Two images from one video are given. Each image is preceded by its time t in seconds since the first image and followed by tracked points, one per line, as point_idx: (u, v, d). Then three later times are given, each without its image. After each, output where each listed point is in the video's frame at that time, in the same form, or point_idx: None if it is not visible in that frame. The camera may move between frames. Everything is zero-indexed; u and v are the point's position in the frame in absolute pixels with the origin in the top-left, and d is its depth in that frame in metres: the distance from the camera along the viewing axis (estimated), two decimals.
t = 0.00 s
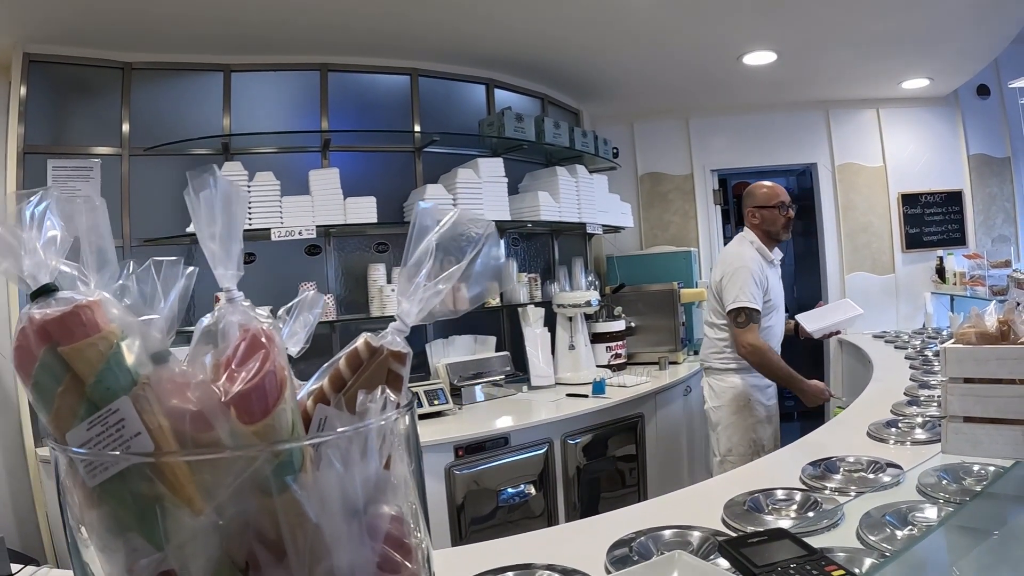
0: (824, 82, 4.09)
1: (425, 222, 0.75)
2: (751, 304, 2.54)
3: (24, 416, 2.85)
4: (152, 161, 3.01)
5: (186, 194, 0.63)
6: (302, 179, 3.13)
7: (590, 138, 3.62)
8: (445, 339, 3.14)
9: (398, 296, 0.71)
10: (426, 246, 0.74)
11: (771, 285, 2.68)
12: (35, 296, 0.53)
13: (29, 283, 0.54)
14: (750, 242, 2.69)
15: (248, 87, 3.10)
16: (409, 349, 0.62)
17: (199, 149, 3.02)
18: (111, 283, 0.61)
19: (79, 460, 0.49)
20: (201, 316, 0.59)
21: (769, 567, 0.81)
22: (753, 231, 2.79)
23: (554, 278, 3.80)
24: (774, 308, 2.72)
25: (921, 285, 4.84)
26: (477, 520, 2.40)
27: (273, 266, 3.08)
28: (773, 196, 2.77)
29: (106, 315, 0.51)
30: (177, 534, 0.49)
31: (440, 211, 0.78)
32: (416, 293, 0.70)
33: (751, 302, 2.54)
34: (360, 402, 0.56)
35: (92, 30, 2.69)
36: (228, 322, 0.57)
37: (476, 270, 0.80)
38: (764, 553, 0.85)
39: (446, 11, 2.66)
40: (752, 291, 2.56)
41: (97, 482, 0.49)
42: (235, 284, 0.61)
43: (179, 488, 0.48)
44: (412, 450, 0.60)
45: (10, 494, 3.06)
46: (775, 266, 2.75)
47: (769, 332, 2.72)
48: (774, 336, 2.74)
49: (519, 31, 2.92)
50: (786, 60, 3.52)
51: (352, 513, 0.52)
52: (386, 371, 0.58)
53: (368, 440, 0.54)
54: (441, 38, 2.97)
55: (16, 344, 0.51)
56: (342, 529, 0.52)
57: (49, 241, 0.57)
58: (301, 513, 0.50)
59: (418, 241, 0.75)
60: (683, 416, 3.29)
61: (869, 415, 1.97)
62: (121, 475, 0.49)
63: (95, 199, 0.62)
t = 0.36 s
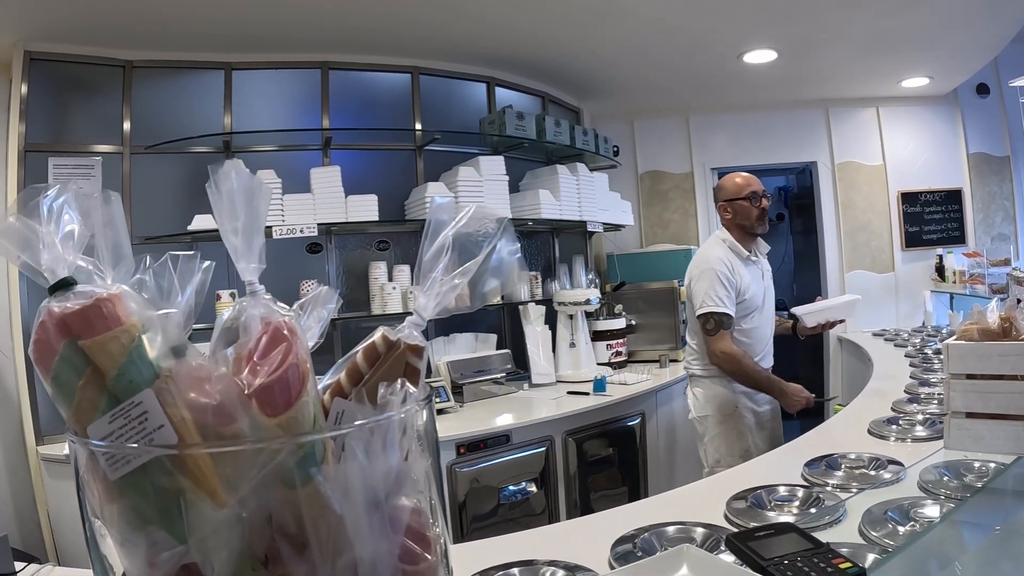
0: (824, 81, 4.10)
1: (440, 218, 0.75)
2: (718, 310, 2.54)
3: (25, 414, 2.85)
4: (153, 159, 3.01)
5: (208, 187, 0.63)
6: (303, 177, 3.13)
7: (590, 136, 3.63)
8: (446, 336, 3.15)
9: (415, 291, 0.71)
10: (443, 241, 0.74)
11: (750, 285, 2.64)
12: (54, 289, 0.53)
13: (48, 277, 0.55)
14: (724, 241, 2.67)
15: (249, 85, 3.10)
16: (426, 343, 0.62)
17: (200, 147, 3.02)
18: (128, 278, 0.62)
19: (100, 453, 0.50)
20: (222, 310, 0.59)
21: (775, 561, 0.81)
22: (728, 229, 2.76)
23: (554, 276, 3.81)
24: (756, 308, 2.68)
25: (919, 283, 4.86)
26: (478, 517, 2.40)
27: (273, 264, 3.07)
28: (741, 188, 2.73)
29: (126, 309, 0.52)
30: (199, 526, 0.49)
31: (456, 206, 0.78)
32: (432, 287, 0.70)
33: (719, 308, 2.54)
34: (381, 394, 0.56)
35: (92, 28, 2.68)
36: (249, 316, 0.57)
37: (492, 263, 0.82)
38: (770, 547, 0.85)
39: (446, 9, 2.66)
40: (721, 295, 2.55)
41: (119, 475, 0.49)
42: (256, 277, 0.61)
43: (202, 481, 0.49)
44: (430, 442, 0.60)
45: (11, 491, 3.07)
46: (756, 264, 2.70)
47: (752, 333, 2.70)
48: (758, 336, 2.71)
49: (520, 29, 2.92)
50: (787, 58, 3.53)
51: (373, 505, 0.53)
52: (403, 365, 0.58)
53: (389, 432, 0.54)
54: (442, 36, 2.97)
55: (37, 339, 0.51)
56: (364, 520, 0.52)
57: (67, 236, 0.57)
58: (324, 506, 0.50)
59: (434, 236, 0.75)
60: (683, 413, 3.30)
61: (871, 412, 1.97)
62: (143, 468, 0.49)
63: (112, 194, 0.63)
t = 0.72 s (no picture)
0: (824, 79, 4.10)
1: (440, 215, 0.76)
2: (675, 309, 2.36)
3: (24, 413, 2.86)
4: (152, 158, 3.00)
5: (208, 184, 0.63)
6: (303, 176, 3.13)
7: (589, 135, 3.63)
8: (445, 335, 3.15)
9: (414, 287, 0.71)
10: (442, 237, 0.74)
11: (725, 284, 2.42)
12: (54, 286, 0.53)
13: (46, 274, 0.55)
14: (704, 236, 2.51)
15: (248, 83, 3.09)
16: (426, 340, 0.62)
17: (199, 146, 3.02)
18: (127, 275, 0.61)
19: (100, 450, 0.50)
20: (222, 308, 0.59)
21: (775, 558, 0.81)
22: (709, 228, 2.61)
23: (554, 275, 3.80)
24: (737, 310, 2.44)
25: (918, 281, 4.86)
26: (477, 516, 2.40)
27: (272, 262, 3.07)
28: (717, 180, 2.57)
29: (126, 306, 0.52)
30: (199, 522, 0.49)
31: (455, 203, 0.78)
32: (431, 283, 0.70)
33: (677, 306, 2.36)
34: (381, 391, 0.56)
35: (90, 27, 2.68)
36: (247, 313, 0.56)
37: (491, 261, 0.81)
38: (770, 544, 0.85)
39: (445, 8, 2.65)
40: (683, 293, 2.37)
41: (119, 471, 0.49)
42: (256, 274, 0.61)
43: (202, 477, 0.49)
44: (429, 440, 0.60)
45: (11, 491, 3.08)
46: (741, 262, 2.47)
47: (735, 337, 2.45)
48: (740, 341, 2.45)
49: (519, 28, 2.92)
50: (786, 57, 3.53)
51: (372, 501, 0.53)
52: (403, 362, 0.58)
53: (389, 427, 0.54)
54: (441, 35, 2.96)
55: (36, 337, 0.51)
56: (364, 517, 0.52)
57: (66, 233, 0.57)
58: (323, 502, 0.50)
59: (434, 233, 0.75)
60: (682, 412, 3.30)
61: (870, 411, 1.97)
62: (143, 466, 0.49)
63: (112, 191, 0.63)
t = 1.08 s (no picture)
0: (823, 78, 4.10)
1: (437, 211, 0.75)
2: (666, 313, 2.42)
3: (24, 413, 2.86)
4: (150, 157, 3.00)
5: (206, 179, 0.62)
6: (302, 175, 3.13)
7: (588, 134, 3.63)
8: (444, 333, 3.16)
9: (411, 284, 0.70)
10: (439, 234, 0.73)
11: (720, 288, 2.38)
12: (50, 281, 0.53)
13: (42, 270, 0.54)
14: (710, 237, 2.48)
15: (246, 82, 3.09)
16: (423, 336, 0.61)
17: (197, 145, 3.01)
18: (124, 270, 0.61)
19: (96, 444, 0.50)
20: (219, 303, 0.58)
21: (774, 555, 0.81)
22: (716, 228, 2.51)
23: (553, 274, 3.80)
24: (731, 317, 2.37)
25: (917, 280, 4.86)
26: (476, 515, 2.40)
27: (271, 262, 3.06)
28: (727, 176, 2.45)
29: (122, 300, 0.52)
30: (195, 517, 0.49)
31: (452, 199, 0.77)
32: (428, 281, 0.70)
33: (669, 311, 2.41)
34: (378, 386, 0.55)
35: (88, 26, 2.67)
36: (244, 308, 0.56)
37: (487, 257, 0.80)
38: (769, 541, 0.85)
39: (444, 6, 2.65)
40: (673, 298, 2.41)
41: (115, 466, 0.49)
42: (253, 269, 0.60)
43: (199, 472, 0.48)
44: (426, 435, 0.60)
45: (10, 490, 3.08)
46: (742, 267, 2.38)
47: (728, 347, 2.38)
48: (732, 351, 2.37)
49: (518, 26, 2.92)
50: (785, 56, 3.53)
51: (369, 496, 0.52)
52: (400, 357, 0.58)
53: (385, 422, 0.54)
54: (440, 33, 2.96)
55: (32, 333, 0.51)
56: (360, 512, 0.52)
57: (63, 228, 0.57)
58: (319, 498, 0.50)
59: (430, 231, 0.74)
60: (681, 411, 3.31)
61: (868, 409, 1.97)
62: (139, 461, 0.49)
63: (108, 186, 0.62)
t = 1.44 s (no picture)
0: (822, 77, 4.11)
1: (434, 211, 0.76)
2: (676, 299, 2.41)
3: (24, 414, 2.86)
4: (149, 157, 3.00)
5: (202, 181, 0.63)
6: (302, 175, 3.13)
7: (588, 133, 3.63)
8: (444, 333, 3.16)
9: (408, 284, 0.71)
10: (435, 233, 0.74)
11: (730, 279, 2.33)
12: (49, 283, 0.53)
13: (42, 271, 0.54)
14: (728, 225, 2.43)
15: (245, 82, 3.09)
16: (419, 336, 0.62)
17: (196, 145, 3.02)
18: (122, 271, 0.61)
19: (94, 445, 0.50)
20: (215, 304, 0.59)
21: (771, 554, 0.81)
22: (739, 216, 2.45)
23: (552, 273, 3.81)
24: (740, 312, 2.33)
25: (917, 279, 4.86)
26: (477, 515, 2.40)
27: (272, 261, 3.06)
28: (750, 160, 2.39)
29: (120, 301, 0.52)
30: (192, 517, 0.49)
31: (448, 201, 0.78)
32: (424, 280, 0.70)
33: (679, 297, 2.41)
34: (374, 386, 0.56)
35: (88, 26, 2.67)
36: (242, 308, 0.56)
37: (486, 256, 0.80)
38: (767, 540, 0.85)
39: (443, 6, 2.65)
40: (682, 284, 2.41)
41: (112, 466, 0.49)
42: (249, 270, 0.61)
43: (195, 472, 0.49)
44: (422, 435, 0.60)
45: (10, 490, 3.08)
46: (757, 255, 2.31)
47: (735, 344, 2.33)
48: (739, 347, 2.32)
49: (517, 26, 2.92)
50: (784, 55, 3.53)
51: (364, 496, 0.52)
52: (396, 357, 0.58)
53: (381, 423, 0.54)
54: (439, 33, 2.96)
55: (34, 333, 0.51)
56: (356, 512, 0.52)
57: (62, 230, 0.57)
58: (316, 497, 0.50)
59: (427, 230, 0.75)
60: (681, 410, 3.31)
61: (868, 408, 1.97)
62: (135, 461, 0.49)
63: (106, 188, 0.62)
